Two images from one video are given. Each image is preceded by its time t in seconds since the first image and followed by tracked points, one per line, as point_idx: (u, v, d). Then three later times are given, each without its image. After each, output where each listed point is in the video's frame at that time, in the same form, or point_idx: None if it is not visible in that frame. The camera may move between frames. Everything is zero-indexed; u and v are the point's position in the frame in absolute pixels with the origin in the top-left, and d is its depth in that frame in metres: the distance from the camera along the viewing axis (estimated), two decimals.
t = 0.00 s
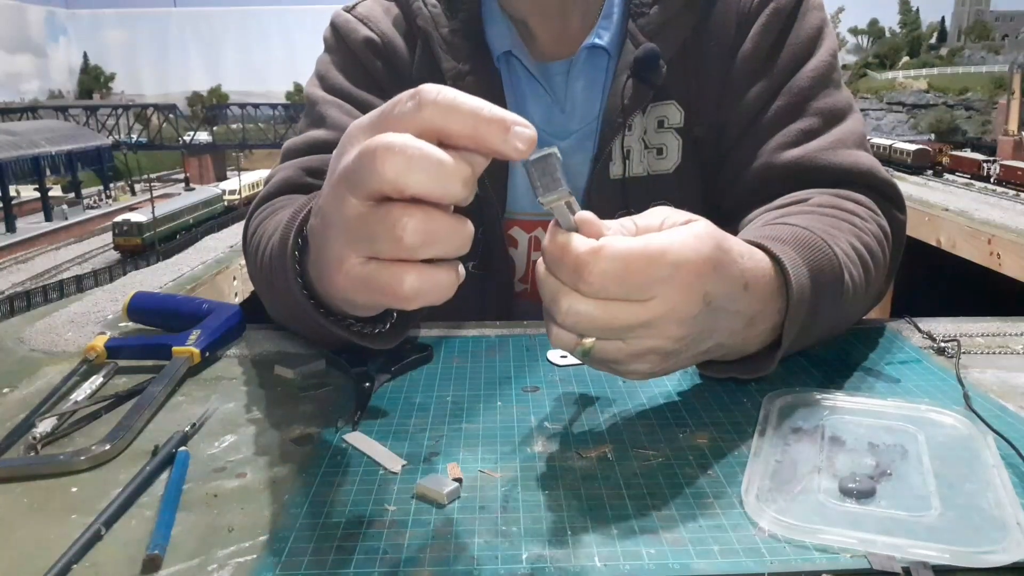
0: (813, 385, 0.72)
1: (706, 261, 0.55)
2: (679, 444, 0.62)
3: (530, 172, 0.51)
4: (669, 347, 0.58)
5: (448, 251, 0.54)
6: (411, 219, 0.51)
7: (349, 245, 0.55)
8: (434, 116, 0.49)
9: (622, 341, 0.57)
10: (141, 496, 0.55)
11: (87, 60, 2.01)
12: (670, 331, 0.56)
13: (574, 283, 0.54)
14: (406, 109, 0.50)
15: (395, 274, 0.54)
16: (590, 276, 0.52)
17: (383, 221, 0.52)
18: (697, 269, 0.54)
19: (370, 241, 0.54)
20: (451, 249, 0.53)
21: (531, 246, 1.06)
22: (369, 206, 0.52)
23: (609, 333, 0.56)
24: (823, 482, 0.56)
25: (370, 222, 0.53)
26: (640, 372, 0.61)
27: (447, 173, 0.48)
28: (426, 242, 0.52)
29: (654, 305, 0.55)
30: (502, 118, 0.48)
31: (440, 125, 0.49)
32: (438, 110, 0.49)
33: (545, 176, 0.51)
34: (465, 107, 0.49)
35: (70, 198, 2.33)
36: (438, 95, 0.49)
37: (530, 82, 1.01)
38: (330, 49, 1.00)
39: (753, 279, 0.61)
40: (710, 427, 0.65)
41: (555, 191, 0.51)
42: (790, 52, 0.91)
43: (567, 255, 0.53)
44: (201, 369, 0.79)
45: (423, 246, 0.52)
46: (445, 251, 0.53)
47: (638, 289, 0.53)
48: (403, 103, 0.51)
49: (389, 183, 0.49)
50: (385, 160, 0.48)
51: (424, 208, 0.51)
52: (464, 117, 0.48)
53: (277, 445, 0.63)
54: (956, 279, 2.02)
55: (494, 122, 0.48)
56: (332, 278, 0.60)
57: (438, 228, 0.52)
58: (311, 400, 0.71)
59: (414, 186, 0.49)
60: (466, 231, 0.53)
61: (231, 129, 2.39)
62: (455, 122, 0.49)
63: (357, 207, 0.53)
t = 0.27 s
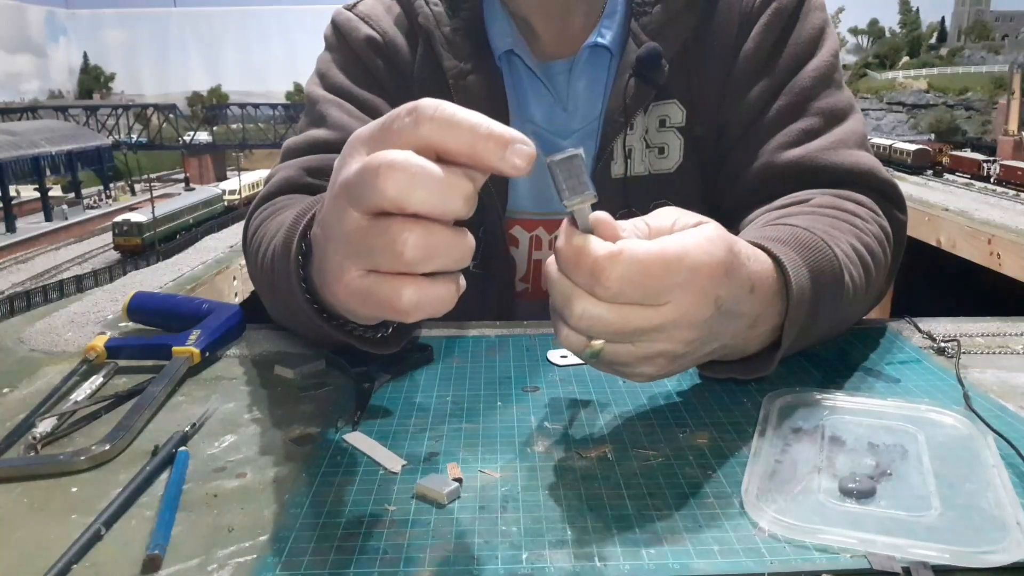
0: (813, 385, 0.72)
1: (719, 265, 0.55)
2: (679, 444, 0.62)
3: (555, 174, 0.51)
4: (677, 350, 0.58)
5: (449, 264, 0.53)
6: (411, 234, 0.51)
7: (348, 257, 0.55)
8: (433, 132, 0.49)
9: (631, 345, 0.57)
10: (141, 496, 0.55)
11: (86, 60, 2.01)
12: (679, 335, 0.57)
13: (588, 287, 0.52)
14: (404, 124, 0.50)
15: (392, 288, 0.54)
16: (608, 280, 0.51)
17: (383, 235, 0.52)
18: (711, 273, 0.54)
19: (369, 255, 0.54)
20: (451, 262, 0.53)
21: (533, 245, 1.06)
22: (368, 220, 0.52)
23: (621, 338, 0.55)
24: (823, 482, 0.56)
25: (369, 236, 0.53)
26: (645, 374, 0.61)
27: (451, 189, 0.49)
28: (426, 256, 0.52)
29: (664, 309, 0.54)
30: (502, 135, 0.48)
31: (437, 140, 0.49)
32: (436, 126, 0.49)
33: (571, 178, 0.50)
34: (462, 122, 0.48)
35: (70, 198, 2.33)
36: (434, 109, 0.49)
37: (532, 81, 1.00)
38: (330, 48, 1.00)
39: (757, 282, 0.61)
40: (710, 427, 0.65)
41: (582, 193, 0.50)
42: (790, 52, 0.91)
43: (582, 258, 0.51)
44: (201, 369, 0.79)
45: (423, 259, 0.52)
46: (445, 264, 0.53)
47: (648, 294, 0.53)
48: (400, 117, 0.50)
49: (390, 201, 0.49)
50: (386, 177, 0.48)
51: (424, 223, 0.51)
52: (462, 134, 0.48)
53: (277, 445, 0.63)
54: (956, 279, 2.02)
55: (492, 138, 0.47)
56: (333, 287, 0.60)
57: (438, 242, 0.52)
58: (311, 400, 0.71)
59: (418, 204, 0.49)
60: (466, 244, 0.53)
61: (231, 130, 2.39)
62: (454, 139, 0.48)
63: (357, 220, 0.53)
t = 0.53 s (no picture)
0: (813, 385, 0.72)
1: (723, 266, 0.55)
2: (679, 444, 0.62)
3: (561, 179, 0.50)
4: (683, 352, 0.58)
5: (458, 272, 0.53)
6: (420, 242, 0.51)
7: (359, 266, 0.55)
8: (444, 142, 0.49)
9: (636, 347, 0.57)
10: (141, 496, 0.55)
11: (86, 60, 2.00)
12: (684, 337, 0.56)
13: (594, 289, 0.52)
14: (416, 134, 0.50)
15: (404, 295, 0.54)
16: (615, 283, 0.51)
17: (393, 243, 0.52)
18: (715, 274, 0.55)
19: (380, 262, 0.54)
20: (460, 270, 0.53)
21: (528, 243, 1.06)
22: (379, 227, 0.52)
23: (627, 340, 0.55)
24: (823, 482, 0.56)
25: (378, 244, 0.53)
26: (648, 376, 0.61)
27: (467, 202, 0.49)
28: (437, 264, 0.52)
29: (671, 311, 0.54)
30: (512, 146, 0.47)
31: (448, 150, 0.49)
32: (447, 135, 0.49)
33: (578, 182, 0.50)
34: (472, 133, 0.48)
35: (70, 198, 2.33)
36: (446, 120, 0.49)
37: (527, 80, 1.00)
38: (325, 47, 0.99)
39: (760, 282, 0.61)
40: (710, 427, 0.65)
41: (591, 197, 0.50)
42: (790, 52, 0.91)
43: (588, 261, 0.51)
44: (201, 369, 0.79)
45: (433, 267, 0.52)
46: (454, 272, 0.53)
47: (656, 296, 0.53)
48: (412, 127, 0.50)
49: (406, 211, 0.50)
50: (401, 190, 0.49)
51: (436, 231, 0.51)
52: (472, 144, 0.48)
53: (277, 445, 0.63)
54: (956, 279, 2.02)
55: (502, 151, 0.47)
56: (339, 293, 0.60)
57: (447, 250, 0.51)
58: (311, 400, 0.71)
59: (432, 217, 0.49)
60: (476, 252, 0.52)
61: (229, 129, 2.36)
62: (464, 151, 0.48)
63: (367, 229, 0.53)
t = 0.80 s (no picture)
0: (813, 385, 0.72)
1: (728, 256, 0.55)
2: (679, 444, 0.62)
3: (571, 165, 0.50)
4: (689, 342, 0.58)
5: (439, 314, 0.53)
6: (399, 288, 0.51)
7: (339, 307, 0.55)
8: (410, 188, 0.48)
9: (643, 337, 0.56)
10: (141, 496, 0.55)
11: (86, 60, 2.01)
12: (691, 327, 0.56)
13: (601, 278, 0.52)
14: (380, 176, 0.49)
15: (382, 336, 0.54)
16: (623, 272, 0.51)
17: (371, 288, 0.52)
18: (720, 264, 0.54)
19: (358, 304, 0.53)
20: (441, 311, 0.53)
21: (533, 242, 1.06)
22: (357, 270, 0.52)
23: (634, 330, 0.55)
24: (824, 482, 0.56)
25: (358, 285, 0.53)
26: (653, 368, 0.61)
27: (450, 250, 0.50)
28: (417, 308, 0.52)
29: (677, 300, 0.54)
30: (481, 196, 0.47)
31: (410, 193, 0.48)
32: (412, 180, 0.48)
33: (588, 167, 0.50)
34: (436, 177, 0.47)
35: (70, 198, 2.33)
36: (407, 161, 0.48)
37: (534, 78, 0.98)
38: (315, 30, 0.98)
39: (760, 272, 0.61)
40: (710, 427, 0.65)
41: (602, 181, 0.49)
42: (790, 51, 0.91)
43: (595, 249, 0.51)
44: (201, 369, 0.79)
45: (413, 311, 0.52)
46: (435, 314, 0.53)
47: (664, 284, 0.52)
48: (376, 167, 0.49)
49: (386, 259, 0.50)
50: (381, 238, 0.49)
51: (413, 276, 0.51)
52: (440, 192, 0.47)
53: (277, 445, 0.63)
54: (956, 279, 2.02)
55: (471, 200, 0.47)
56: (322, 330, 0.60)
57: (427, 293, 0.52)
58: (311, 400, 0.71)
59: (413, 265, 0.50)
60: (456, 294, 0.52)
61: (229, 129, 2.34)
62: (432, 196, 0.48)
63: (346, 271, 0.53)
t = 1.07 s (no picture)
0: (813, 385, 0.72)
1: (726, 256, 0.55)
2: (679, 444, 0.62)
3: (573, 163, 0.51)
4: (685, 341, 0.58)
5: (442, 292, 0.53)
6: (405, 264, 0.51)
7: (344, 283, 0.56)
8: (407, 161, 0.47)
9: (639, 335, 0.57)
10: (142, 496, 0.55)
11: (87, 60, 2.02)
12: (687, 326, 0.56)
13: (598, 277, 0.52)
14: (379, 152, 0.49)
15: (386, 313, 0.54)
16: (619, 271, 0.51)
17: (377, 264, 0.52)
18: (718, 264, 0.55)
19: (363, 279, 0.54)
20: (444, 290, 0.53)
21: (534, 246, 1.07)
22: (364, 246, 0.52)
23: (630, 327, 0.55)
24: (823, 482, 0.56)
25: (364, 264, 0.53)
26: (648, 366, 0.61)
27: (455, 230, 0.49)
28: (422, 286, 0.52)
29: (674, 299, 0.54)
30: (478, 166, 0.46)
31: (410, 168, 0.47)
32: (409, 154, 0.47)
33: (589, 165, 0.51)
34: (438, 153, 0.47)
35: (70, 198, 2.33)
36: (407, 136, 0.47)
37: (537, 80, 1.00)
38: (323, 36, 0.98)
39: (758, 273, 0.61)
40: (710, 427, 0.65)
41: (601, 178, 0.50)
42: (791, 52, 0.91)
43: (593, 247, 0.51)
44: (201, 369, 0.79)
45: (417, 288, 0.52)
46: (439, 292, 0.53)
47: (661, 283, 0.52)
48: (377, 142, 0.49)
49: (393, 235, 0.50)
50: (390, 213, 0.49)
51: (418, 252, 0.51)
52: (437, 163, 0.47)
53: (277, 445, 0.63)
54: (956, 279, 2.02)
55: (466, 170, 0.46)
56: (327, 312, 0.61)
57: (432, 269, 0.52)
58: (311, 400, 0.71)
59: (420, 242, 0.50)
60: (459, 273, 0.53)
61: (229, 129, 2.34)
62: (429, 169, 0.47)
63: (352, 248, 0.53)
